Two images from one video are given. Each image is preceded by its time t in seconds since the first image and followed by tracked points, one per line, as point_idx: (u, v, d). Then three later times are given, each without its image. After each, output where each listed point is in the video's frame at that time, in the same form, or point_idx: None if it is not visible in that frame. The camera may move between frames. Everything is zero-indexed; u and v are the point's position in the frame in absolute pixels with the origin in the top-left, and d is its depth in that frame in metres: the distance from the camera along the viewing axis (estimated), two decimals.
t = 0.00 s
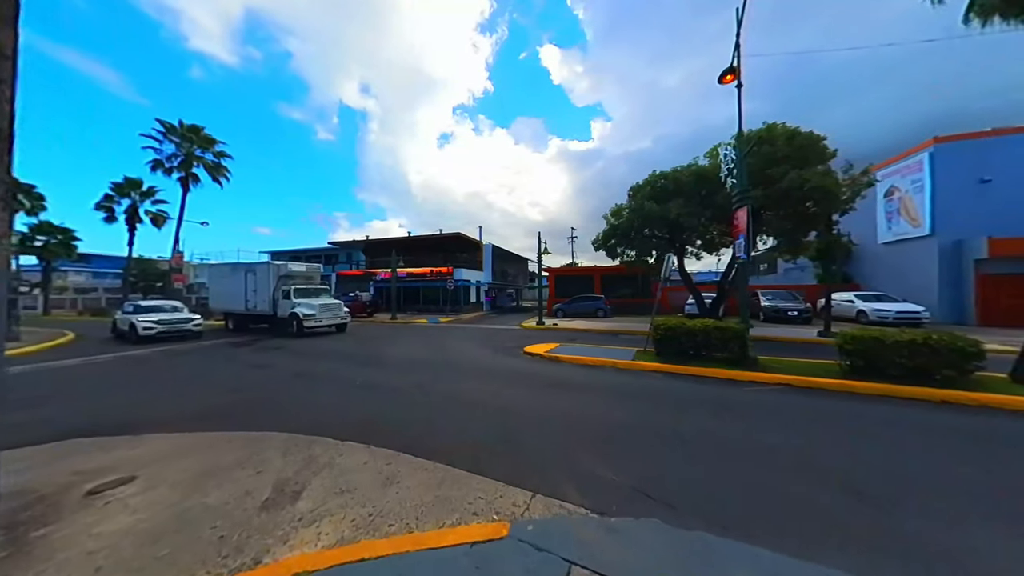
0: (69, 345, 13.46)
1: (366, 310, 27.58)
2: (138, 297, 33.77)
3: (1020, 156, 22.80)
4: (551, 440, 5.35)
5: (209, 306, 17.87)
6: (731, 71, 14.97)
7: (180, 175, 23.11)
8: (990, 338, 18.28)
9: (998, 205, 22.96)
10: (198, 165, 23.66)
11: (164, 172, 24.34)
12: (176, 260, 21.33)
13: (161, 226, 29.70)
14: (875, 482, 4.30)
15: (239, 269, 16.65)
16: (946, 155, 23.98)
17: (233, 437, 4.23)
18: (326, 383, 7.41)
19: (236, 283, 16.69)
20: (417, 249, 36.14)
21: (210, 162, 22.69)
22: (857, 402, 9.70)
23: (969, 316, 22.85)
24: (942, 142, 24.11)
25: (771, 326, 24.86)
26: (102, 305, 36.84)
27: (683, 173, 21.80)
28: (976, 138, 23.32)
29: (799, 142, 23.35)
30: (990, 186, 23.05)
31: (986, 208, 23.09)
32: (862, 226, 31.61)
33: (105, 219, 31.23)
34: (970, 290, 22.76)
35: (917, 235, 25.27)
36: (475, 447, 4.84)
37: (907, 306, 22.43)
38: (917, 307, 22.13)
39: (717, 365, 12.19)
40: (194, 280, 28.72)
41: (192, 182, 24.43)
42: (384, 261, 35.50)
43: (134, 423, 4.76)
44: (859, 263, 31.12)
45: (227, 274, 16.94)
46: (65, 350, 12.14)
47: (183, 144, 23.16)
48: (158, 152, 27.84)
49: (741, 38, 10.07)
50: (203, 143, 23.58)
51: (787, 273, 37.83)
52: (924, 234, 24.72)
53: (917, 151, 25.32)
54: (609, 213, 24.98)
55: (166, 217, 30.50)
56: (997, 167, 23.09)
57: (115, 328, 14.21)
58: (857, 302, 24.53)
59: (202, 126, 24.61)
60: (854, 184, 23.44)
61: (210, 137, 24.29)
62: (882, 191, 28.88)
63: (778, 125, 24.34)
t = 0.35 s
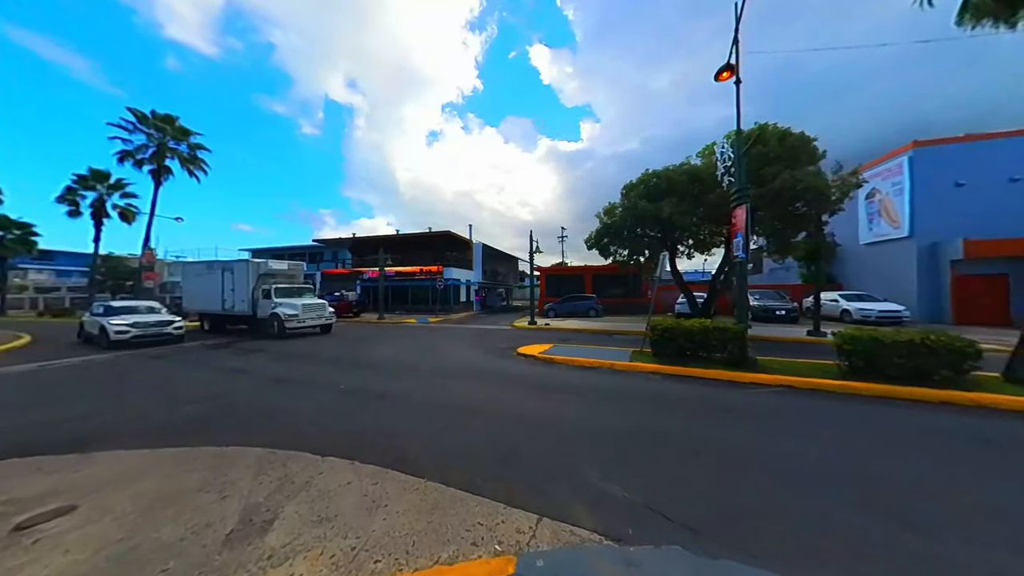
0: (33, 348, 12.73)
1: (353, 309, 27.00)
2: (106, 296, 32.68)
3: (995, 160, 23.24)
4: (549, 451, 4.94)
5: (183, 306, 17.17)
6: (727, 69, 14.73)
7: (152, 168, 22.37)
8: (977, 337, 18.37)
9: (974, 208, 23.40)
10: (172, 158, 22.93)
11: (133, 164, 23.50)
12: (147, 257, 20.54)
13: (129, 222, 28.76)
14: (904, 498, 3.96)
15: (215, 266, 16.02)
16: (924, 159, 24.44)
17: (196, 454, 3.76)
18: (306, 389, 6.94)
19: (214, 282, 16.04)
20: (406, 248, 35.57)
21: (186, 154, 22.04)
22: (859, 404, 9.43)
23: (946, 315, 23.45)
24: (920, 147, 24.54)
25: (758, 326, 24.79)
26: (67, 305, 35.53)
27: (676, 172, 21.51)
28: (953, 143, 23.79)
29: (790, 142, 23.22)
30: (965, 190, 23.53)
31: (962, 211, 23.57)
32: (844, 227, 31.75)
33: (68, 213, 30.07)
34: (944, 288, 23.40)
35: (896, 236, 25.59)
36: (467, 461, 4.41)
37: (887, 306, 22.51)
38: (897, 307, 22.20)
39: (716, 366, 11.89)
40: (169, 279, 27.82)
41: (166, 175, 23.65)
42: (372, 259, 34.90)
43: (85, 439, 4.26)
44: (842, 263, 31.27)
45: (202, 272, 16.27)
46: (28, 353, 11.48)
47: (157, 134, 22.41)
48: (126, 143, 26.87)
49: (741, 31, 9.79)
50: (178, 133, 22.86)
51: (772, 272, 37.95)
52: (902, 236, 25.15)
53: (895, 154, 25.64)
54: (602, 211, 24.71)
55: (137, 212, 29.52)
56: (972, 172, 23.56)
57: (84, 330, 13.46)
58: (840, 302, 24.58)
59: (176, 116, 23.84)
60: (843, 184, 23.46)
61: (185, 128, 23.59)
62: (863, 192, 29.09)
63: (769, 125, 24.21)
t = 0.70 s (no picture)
0: None
1: (340, 310, 26.42)
2: (71, 296, 31.46)
3: (972, 162, 23.38)
4: (555, 464, 4.60)
5: (158, 306, 16.50)
6: (725, 67, 14.61)
7: (123, 161, 21.65)
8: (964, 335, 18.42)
9: (952, 209, 23.51)
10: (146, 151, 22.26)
11: (101, 157, 22.65)
12: (118, 256, 19.73)
13: (97, 217, 27.79)
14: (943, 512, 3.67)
15: (192, 265, 15.40)
16: (905, 161, 24.45)
17: (169, 471, 3.35)
18: (290, 395, 6.53)
19: (192, 282, 15.42)
20: (395, 246, 34.98)
21: (162, 147, 21.43)
22: (861, 406, 9.21)
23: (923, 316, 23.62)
24: (900, 150, 24.57)
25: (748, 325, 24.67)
26: (37, 305, 34.31)
27: (672, 171, 21.29)
28: (934, 146, 23.88)
29: (783, 142, 22.99)
30: (943, 192, 23.64)
31: (940, 212, 23.69)
32: (829, 227, 31.82)
33: (27, 208, 28.90)
34: (923, 287, 23.52)
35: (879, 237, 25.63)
36: (469, 475, 4.05)
37: (871, 304, 22.56)
38: (881, 306, 22.25)
39: (717, 367, 11.63)
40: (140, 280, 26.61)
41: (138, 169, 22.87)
42: (360, 258, 34.28)
43: (41, 456, 3.84)
44: (828, 262, 31.26)
45: (179, 271, 15.64)
46: None
47: (130, 126, 21.71)
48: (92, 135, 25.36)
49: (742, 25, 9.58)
50: (152, 125, 22.17)
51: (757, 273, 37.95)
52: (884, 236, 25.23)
53: (877, 157, 25.66)
54: (597, 210, 24.55)
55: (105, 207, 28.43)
56: (950, 174, 23.68)
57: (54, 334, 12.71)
58: (826, 301, 24.56)
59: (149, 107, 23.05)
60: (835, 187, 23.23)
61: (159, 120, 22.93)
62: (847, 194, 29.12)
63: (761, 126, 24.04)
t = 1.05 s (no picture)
0: None
1: (326, 311, 25.89)
2: (32, 296, 30.21)
3: (947, 167, 23.74)
4: (561, 480, 4.30)
5: (130, 306, 15.84)
6: (721, 68, 14.47)
7: (90, 153, 20.94)
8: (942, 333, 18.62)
9: (929, 213, 23.83)
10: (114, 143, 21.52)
11: (65, 148, 21.76)
12: (85, 254, 18.91)
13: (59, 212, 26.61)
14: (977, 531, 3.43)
15: (167, 264, 14.81)
16: (885, 165, 24.57)
17: (137, 498, 2.99)
18: (273, 404, 6.16)
19: (167, 282, 14.82)
20: (383, 246, 34.41)
21: (133, 138, 20.66)
22: (862, 408, 9.06)
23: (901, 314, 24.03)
24: (881, 155, 24.69)
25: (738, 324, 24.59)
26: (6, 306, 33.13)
27: (665, 173, 21.11)
28: (913, 152, 24.09)
29: (773, 145, 22.92)
30: (920, 196, 23.93)
31: (917, 216, 24.02)
32: (815, 229, 31.90)
33: None
34: (903, 289, 23.80)
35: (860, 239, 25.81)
36: (470, 494, 3.73)
37: (854, 304, 22.66)
38: (862, 305, 22.32)
39: (717, 368, 11.43)
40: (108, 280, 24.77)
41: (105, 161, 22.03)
42: (347, 257, 33.68)
43: None
44: (810, 265, 31.42)
45: (153, 271, 15.03)
46: None
47: (98, 116, 20.94)
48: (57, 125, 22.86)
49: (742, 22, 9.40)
50: (122, 115, 21.46)
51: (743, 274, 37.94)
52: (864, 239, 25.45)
53: (858, 161, 25.80)
54: (590, 210, 24.44)
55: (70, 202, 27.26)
56: (926, 179, 23.97)
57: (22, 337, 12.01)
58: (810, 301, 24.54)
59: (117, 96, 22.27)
60: (823, 189, 22.92)
61: (128, 110, 22.22)
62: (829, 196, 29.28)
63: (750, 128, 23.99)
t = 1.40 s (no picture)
0: None
1: (312, 310, 25.38)
2: None
3: (923, 171, 24.11)
4: (565, 487, 4.04)
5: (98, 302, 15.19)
6: (716, 67, 14.36)
7: (53, 142, 20.25)
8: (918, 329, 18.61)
9: (906, 215, 24.15)
10: (80, 131, 20.82)
11: (24, 136, 20.92)
12: (47, 250, 18.05)
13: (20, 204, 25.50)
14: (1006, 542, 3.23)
15: (140, 261, 14.22)
16: (865, 168, 24.86)
17: (100, 519, 2.69)
18: (255, 409, 5.82)
19: (140, 280, 14.22)
20: (371, 244, 33.89)
21: (100, 128, 19.85)
22: (859, 406, 8.93)
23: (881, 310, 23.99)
24: (862, 159, 24.90)
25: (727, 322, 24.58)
26: None
27: (658, 172, 20.97)
28: (894, 155, 24.33)
29: (762, 146, 22.85)
30: (897, 199, 24.27)
31: (896, 219, 24.29)
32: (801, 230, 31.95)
33: None
34: (882, 291, 23.79)
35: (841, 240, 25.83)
36: (469, 507, 3.46)
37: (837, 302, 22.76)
38: (843, 303, 22.40)
39: (714, 367, 11.27)
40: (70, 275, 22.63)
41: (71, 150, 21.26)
42: (333, 255, 33.12)
43: None
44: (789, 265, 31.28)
45: (124, 269, 14.40)
46: None
47: (62, 103, 20.20)
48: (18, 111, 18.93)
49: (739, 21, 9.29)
50: (88, 101, 20.74)
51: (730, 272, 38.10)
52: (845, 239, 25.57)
53: (840, 164, 25.96)
54: (582, 209, 24.36)
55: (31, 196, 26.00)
56: (904, 182, 24.31)
57: None
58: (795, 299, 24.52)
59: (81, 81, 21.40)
60: (811, 189, 22.69)
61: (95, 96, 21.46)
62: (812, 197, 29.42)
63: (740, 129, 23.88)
